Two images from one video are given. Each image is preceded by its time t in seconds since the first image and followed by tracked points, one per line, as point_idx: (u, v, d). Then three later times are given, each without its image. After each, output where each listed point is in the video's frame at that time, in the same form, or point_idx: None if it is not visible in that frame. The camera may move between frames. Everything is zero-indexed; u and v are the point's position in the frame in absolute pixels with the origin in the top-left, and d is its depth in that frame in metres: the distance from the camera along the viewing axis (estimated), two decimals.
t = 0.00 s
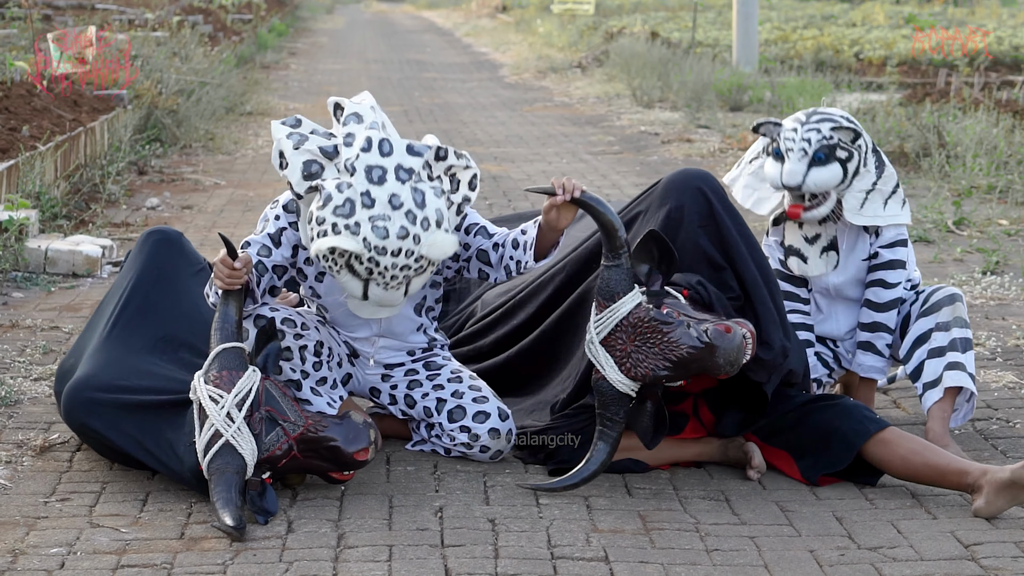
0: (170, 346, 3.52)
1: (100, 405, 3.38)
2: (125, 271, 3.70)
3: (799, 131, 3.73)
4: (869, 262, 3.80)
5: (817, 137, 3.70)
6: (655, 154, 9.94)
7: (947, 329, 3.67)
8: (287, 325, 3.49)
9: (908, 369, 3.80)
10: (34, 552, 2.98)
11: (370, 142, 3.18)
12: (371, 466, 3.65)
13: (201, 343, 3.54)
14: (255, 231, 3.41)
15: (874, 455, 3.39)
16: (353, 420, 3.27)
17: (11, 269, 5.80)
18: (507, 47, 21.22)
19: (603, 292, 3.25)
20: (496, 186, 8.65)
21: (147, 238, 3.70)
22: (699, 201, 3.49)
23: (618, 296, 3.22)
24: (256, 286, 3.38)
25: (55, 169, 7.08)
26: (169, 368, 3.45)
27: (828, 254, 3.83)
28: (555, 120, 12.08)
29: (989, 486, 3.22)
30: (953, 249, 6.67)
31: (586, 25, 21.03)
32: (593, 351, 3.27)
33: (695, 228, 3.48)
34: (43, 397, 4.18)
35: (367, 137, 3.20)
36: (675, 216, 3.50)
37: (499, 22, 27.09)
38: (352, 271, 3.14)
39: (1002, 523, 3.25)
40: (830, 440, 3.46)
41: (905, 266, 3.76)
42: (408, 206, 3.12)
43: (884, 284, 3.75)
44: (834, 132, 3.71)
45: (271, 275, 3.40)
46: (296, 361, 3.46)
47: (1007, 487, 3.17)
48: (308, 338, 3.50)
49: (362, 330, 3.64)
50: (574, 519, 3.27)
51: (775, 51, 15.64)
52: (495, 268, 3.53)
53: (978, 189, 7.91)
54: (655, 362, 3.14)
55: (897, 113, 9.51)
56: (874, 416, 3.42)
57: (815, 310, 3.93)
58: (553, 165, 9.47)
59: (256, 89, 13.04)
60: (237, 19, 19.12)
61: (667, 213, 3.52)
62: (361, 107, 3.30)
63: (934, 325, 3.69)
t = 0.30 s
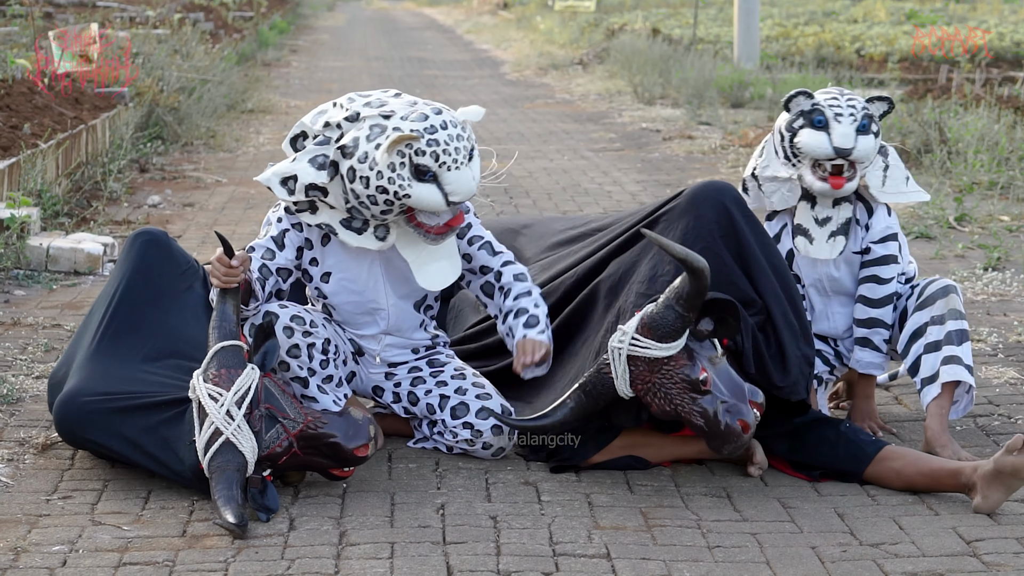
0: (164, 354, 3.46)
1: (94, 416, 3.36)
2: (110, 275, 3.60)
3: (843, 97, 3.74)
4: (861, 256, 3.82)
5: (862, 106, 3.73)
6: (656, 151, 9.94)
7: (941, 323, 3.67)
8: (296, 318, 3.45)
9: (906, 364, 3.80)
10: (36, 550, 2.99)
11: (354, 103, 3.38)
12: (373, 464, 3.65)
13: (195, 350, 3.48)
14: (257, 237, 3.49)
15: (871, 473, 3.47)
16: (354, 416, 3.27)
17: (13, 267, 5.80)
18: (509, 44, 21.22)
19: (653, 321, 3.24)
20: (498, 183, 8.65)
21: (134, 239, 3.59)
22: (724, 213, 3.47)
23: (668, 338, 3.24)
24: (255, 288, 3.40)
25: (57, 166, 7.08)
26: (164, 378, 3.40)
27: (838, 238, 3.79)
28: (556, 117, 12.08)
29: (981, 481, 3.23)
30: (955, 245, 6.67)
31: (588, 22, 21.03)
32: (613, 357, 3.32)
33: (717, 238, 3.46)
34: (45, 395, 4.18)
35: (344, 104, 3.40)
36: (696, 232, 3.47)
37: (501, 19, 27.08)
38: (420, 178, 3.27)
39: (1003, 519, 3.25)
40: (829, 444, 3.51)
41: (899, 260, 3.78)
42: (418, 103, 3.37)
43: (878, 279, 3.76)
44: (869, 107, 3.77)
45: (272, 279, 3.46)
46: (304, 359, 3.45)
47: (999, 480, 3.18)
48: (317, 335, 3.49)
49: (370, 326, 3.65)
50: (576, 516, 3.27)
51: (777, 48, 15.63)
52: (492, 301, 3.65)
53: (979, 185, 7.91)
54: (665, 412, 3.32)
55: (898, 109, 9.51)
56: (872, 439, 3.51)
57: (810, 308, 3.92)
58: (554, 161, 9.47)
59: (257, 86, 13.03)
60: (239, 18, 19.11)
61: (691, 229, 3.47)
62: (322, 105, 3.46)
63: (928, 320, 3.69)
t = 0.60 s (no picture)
0: (165, 357, 3.47)
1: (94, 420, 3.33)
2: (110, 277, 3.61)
3: (818, 99, 3.74)
4: (868, 255, 3.82)
5: (839, 106, 3.70)
6: (658, 148, 9.93)
7: (937, 324, 3.68)
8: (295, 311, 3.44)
9: (904, 366, 3.80)
10: (36, 547, 2.98)
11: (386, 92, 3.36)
12: (374, 461, 3.65)
13: (196, 352, 3.50)
14: (263, 228, 3.47)
15: (873, 472, 3.48)
16: (355, 413, 3.26)
17: (13, 264, 5.80)
18: (510, 42, 21.21)
19: (676, 355, 3.20)
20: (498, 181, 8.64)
21: (133, 238, 3.61)
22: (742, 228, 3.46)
23: (685, 377, 3.22)
24: (257, 283, 3.34)
25: (58, 163, 7.07)
26: (165, 381, 3.41)
27: (824, 239, 3.79)
28: (558, 115, 12.07)
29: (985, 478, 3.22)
30: (957, 243, 6.66)
31: (590, 19, 21.02)
32: (630, 365, 3.30)
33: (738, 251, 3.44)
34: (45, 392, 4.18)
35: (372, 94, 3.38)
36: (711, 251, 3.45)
37: (503, 17, 27.07)
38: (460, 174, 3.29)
39: (1005, 518, 3.25)
40: (833, 443, 3.52)
41: (904, 260, 3.78)
42: (454, 98, 3.39)
43: (885, 280, 3.76)
44: (853, 106, 3.72)
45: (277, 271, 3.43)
46: (303, 351, 3.45)
47: (1001, 476, 3.18)
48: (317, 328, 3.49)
49: (372, 319, 3.65)
50: (577, 514, 3.27)
51: (779, 46, 15.61)
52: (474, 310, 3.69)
53: (981, 183, 7.90)
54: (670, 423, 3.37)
55: (900, 108, 9.49)
56: (874, 438, 3.52)
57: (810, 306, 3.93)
58: (556, 159, 9.46)
59: (258, 83, 13.03)
60: (241, 15, 19.10)
61: (708, 251, 3.46)
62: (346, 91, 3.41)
63: (925, 322, 3.70)
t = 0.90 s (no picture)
0: (168, 351, 3.46)
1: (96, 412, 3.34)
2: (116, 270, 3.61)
3: (792, 151, 3.68)
4: (874, 251, 3.81)
5: (818, 159, 3.64)
6: (657, 146, 9.93)
7: (938, 323, 3.68)
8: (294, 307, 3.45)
9: (905, 364, 3.81)
10: (35, 544, 2.98)
11: (395, 87, 3.37)
12: (373, 459, 3.65)
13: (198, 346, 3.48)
14: (265, 225, 3.47)
15: (875, 467, 3.48)
16: (354, 410, 3.26)
17: (13, 262, 5.80)
18: (510, 39, 21.21)
19: (705, 363, 3.18)
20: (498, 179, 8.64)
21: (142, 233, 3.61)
22: (763, 260, 3.42)
23: (714, 391, 3.20)
24: (256, 282, 3.32)
25: (57, 161, 7.07)
26: (167, 375, 3.40)
27: (826, 246, 3.80)
28: (558, 112, 12.06)
29: (992, 473, 3.22)
30: (956, 241, 6.66)
31: (590, 17, 21.02)
32: (658, 355, 3.27)
33: (758, 282, 3.40)
34: (45, 390, 4.18)
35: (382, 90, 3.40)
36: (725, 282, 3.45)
37: (502, 15, 27.06)
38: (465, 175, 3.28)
39: (1005, 516, 3.25)
40: (834, 441, 3.51)
41: (908, 258, 3.79)
42: (463, 98, 3.39)
43: (891, 276, 3.77)
44: (831, 149, 3.65)
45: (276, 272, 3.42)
46: (302, 346, 3.44)
47: (1008, 471, 3.18)
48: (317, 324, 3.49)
49: (374, 317, 3.65)
50: (576, 512, 3.27)
51: (779, 44, 15.61)
52: (486, 304, 3.71)
53: (980, 181, 7.90)
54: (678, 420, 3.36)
55: (900, 105, 9.48)
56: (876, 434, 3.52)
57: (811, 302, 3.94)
58: (556, 157, 9.46)
59: (258, 81, 13.02)
60: (240, 12, 19.10)
61: (752, 280, 3.41)
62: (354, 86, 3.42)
63: (926, 321, 3.70)
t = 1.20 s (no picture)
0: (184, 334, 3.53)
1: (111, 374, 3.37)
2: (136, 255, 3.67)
3: (798, 109, 3.77)
4: (866, 250, 3.82)
5: (818, 119, 3.72)
6: (656, 143, 9.93)
7: (936, 319, 3.67)
8: (298, 302, 3.43)
9: (903, 362, 3.80)
10: (35, 543, 2.98)
11: (394, 90, 3.37)
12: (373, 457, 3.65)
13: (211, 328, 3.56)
14: (267, 220, 3.44)
15: (875, 462, 3.47)
16: (356, 410, 3.28)
17: (12, 260, 5.78)
18: (508, 37, 21.18)
19: (729, 362, 3.18)
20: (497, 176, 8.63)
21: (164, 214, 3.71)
22: (790, 263, 3.38)
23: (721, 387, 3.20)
24: (257, 273, 3.30)
25: (56, 159, 7.06)
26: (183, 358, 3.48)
27: (825, 237, 3.85)
28: (556, 110, 12.05)
29: (994, 467, 3.23)
30: (955, 238, 6.66)
31: (588, 14, 21.01)
32: (691, 323, 3.28)
33: (784, 284, 3.37)
34: (44, 389, 4.17)
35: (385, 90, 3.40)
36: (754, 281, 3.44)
37: (501, 12, 27.04)
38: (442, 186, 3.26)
39: (1005, 512, 3.25)
40: (834, 438, 3.51)
41: (902, 254, 3.80)
42: (457, 107, 3.37)
43: (883, 273, 3.77)
44: (834, 115, 3.74)
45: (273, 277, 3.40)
46: (305, 343, 3.43)
47: (1013, 466, 3.18)
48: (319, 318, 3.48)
49: (374, 316, 3.65)
50: (576, 509, 3.27)
51: (777, 41, 15.60)
52: (516, 268, 3.67)
53: (980, 178, 7.90)
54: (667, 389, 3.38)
55: (899, 102, 9.47)
56: (876, 429, 3.51)
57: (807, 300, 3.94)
58: (555, 154, 9.45)
59: (256, 79, 13.01)
60: (238, 11, 19.08)
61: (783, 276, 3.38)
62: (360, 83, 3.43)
63: (924, 317, 3.70)
